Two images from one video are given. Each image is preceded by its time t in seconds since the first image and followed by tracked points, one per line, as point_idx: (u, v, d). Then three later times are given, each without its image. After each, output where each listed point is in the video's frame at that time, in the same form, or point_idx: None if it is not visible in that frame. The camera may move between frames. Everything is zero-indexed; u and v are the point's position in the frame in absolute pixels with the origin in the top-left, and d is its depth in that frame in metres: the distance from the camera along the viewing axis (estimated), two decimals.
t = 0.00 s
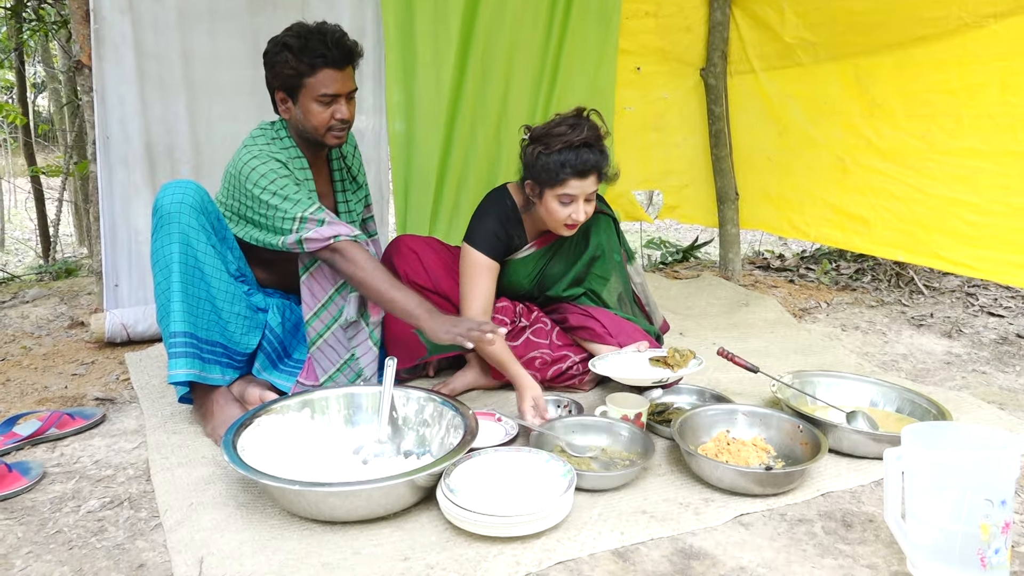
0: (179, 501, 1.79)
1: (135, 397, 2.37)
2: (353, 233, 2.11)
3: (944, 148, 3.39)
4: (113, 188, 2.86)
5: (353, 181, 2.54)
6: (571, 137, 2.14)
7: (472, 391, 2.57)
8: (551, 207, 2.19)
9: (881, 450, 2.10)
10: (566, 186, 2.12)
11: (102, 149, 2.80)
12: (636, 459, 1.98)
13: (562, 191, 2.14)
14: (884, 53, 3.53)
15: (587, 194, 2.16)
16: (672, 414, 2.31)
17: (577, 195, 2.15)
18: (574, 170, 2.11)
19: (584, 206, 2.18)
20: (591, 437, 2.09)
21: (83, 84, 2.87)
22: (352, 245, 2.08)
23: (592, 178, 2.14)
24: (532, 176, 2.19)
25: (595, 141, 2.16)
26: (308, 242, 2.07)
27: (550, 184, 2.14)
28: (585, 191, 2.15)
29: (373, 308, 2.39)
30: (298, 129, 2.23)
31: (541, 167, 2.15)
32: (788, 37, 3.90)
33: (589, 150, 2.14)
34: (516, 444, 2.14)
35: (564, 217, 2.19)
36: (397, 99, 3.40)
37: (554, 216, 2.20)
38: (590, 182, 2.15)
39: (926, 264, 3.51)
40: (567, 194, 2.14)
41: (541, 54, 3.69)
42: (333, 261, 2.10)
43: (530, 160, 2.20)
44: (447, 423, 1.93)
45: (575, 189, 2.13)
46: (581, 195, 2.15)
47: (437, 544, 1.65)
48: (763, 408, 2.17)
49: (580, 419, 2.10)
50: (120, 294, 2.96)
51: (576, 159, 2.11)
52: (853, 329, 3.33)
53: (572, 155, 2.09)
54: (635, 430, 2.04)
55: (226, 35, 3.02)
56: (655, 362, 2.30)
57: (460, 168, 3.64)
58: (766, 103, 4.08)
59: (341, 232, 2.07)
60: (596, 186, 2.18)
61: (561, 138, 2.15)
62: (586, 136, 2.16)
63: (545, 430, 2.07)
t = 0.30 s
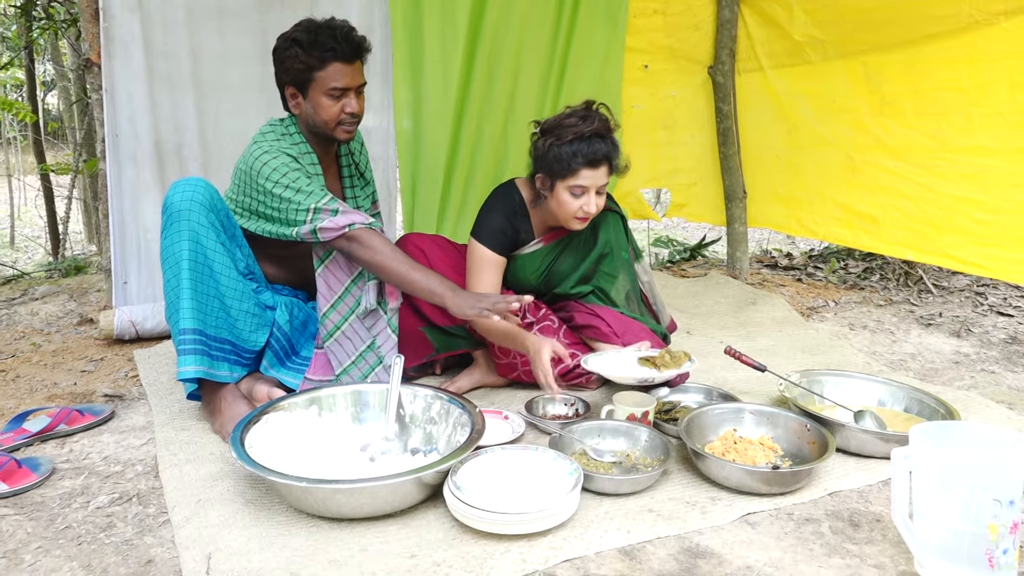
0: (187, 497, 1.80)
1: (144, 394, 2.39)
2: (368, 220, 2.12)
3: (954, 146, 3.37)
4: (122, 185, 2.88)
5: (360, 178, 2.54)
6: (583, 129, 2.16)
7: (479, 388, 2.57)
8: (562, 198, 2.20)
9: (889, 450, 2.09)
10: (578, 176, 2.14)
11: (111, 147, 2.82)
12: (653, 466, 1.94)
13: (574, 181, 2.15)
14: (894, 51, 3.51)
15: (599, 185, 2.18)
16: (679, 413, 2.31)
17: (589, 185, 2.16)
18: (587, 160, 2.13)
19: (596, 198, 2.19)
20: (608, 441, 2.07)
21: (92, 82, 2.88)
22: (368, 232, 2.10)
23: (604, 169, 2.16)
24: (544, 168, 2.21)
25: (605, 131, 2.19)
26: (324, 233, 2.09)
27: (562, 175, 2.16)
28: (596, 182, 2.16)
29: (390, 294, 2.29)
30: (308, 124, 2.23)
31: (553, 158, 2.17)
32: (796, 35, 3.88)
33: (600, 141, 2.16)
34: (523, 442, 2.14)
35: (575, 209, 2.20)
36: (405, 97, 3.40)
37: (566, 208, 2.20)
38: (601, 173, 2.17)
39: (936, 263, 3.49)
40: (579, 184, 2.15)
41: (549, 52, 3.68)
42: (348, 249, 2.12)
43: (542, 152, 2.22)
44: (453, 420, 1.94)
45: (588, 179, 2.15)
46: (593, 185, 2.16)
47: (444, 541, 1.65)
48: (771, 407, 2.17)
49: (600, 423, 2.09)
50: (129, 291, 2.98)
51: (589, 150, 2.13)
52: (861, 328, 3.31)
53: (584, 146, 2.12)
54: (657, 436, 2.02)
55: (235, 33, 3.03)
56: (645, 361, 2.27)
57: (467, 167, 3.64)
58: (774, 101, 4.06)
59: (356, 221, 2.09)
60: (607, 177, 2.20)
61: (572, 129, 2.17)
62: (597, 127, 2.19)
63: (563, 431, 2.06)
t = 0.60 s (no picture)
0: (194, 494, 1.80)
1: (151, 391, 2.39)
2: (368, 218, 2.12)
3: (964, 145, 3.35)
4: (130, 183, 2.88)
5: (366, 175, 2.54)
6: (585, 104, 2.20)
7: (486, 386, 2.56)
8: (557, 171, 2.23)
9: (898, 451, 2.07)
10: (571, 148, 2.18)
11: (119, 144, 2.82)
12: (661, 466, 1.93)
13: (568, 153, 2.19)
14: (903, 49, 3.49)
15: (593, 163, 2.19)
16: (686, 412, 2.30)
17: (582, 160, 2.18)
18: (581, 135, 2.17)
19: (589, 174, 2.20)
20: (615, 441, 2.07)
21: (100, 80, 2.89)
22: (368, 232, 2.09)
23: (598, 146, 2.18)
24: (547, 140, 2.27)
25: (607, 112, 2.22)
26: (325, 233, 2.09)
27: (556, 146, 2.22)
28: (590, 158, 2.18)
29: (390, 290, 2.30)
30: (314, 118, 2.23)
31: (552, 129, 2.23)
32: (805, 33, 3.86)
33: (597, 119, 2.19)
34: (530, 441, 2.13)
35: (568, 183, 2.22)
36: (413, 96, 3.40)
37: (560, 180, 2.24)
38: (595, 150, 2.18)
39: (945, 262, 3.47)
40: (571, 157, 2.18)
41: (556, 50, 3.68)
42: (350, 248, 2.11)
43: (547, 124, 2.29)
44: (460, 419, 1.94)
45: (580, 153, 2.18)
46: (586, 160, 2.18)
47: (450, 540, 1.65)
48: (779, 407, 2.16)
49: (608, 422, 2.09)
50: (137, 288, 2.98)
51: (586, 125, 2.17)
52: (869, 327, 3.30)
53: (580, 119, 2.16)
54: (664, 435, 2.02)
55: (242, 31, 3.03)
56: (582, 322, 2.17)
57: (474, 165, 3.64)
58: (783, 100, 4.04)
59: (356, 220, 2.09)
60: (604, 156, 2.21)
61: (574, 103, 2.21)
62: (600, 105, 2.22)
63: (569, 430, 2.06)
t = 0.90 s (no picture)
0: (199, 493, 1.80)
1: (157, 389, 2.40)
2: (348, 225, 2.11)
3: (972, 146, 3.34)
4: (137, 180, 2.89)
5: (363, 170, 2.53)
6: (588, 77, 2.33)
7: (491, 385, 2.56)
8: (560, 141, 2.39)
9: (905, 452, 2.06)
10: (570, 120, 2.33)
11: (127, 142, 2.83)
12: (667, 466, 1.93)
13: (568, 125, 2.34)
14: (911, 49, 3.47)
15: (592, 134, 2.32)
16: (692, 413, 2.29)
17: (580, 132, 2.32)
18: (581, 106, 2.31)
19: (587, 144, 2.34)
20: (621, 441, 2.06)
21: (108, 78, 2.89)
22: (345, 236, 2.09)
23: (595, 118, 2.30)
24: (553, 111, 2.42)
25: (607, 86, 2.33)
26: (304, 237, 2.07)
27: (560, 117, 2.37)
28: (588, 130, 2.32)
29: (367, 294, 2.32)
30: (313, 109, 2.23)
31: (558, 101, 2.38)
32: (812, 33, 3.84)
33: (597, 92, 2.31)
34: (535, 440, 2.13)
35: (568, 152, 2.37)
36: (419, 95, 3.40)
37: (561, 150, 2.39)
38: (592, 122, 2.31)
39: (954, 263, 3.46)
40: (571, 128, 2.33)
41: (562, 49, 3.67)
42: (329, 253, 2.10)
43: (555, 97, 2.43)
44: (465, 419, 1.93)
45: (578, 125, 2.32)
46: (583, 132, 2.32)
47: (455, 540, 1.65)
48: (785, 408, 2.15)
49: (613, 421, 2.08)
50: (143, 286, 2.99)
51: (585, 96, 2.30)
52: (876, 329, 3.28)
53: (579, 90, 2.30)
54: (669, 436, 2.01)
55: (249, 29, 3.03)
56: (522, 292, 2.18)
57: (480, 164, 3.63)
58: (790, 100, 4.03)
59: (336, 224, 2.08)
60: (602, 128, 2.33)
61: (579, 76, 2.35)
62: (601, 79, 2.33)
63: (574, 429, 2.05)
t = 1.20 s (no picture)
0: (208, 495, 1.80)
1: (166, 391, 2.40)
2: (294, 228, 2.08)
3: (985, 150, 3.33)
4: (147, 182, 2.90)
5: (355, 175, 2.53)
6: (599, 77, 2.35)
7: (500, 388, 2.55)
8: (573, 141, 2.40)
9: (916, 459, 2.05)
10: (584, 120, 2.34)
11: (138, 145, 2.83)
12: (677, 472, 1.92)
13: (582, 125, 2.35)
14: (923, 53, 3.46)
15: (607, 134, 2.34)
16: (701, 418, 2.28)
17: (595, 132, 2.34)
18: (593, 107, 2.32)
19: (602, 144, 2.36)
20: (630, 446, 2.05)
21: (119, 80, 2.91)
22: (292, 239, 2.05)
23: (609, 117, 2.32)
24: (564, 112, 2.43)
25: (619, 85, 2.35)
26: (247, 237, 2.06)
27: (573, 118, 2.38)
28: (602, 130, 2.33)
29: (307, 297, 2.23)
30: (300, 111, 2.23)
31: (569, 103, 2.39)
32: (824, 37, 3.83)
33: (611, 92, 2.33)
34: (543, 445, 2.12)
35: (583, 152, 2.39)
36: (428, 98, 3.40)
37: (575, 150, 2.41)
38: (607, 121, 2.33)
39: (966, 269, 3.44)
40: (586, 129, 2.34)
41: (572, 53, 3.67)
42: (270, 256, 2.06)
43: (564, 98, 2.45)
44: (474, 423, 1.93)
45: (593, 125, 2.33)
46: (598, 132, 2.34)
47: (464, 544, 1.64)
48: (795, 414, 2.13)
49: (623, 426, 2.07)
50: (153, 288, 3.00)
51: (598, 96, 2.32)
52: (886, 334, 3.26)
53: (591, 91, 2.31)
54: (678, 441, 2.00)
55: (259, 32, 3.04)
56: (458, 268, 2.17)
57: (489, 169, 3.63)
58: (800, 104, 4.01)
59: (280, 226, 2.05)
60: (615, 126, 2.35)
61: (589, 76, 2.37)
62: (612, 79, 2.36)
63: (584, 434, 2.05)
